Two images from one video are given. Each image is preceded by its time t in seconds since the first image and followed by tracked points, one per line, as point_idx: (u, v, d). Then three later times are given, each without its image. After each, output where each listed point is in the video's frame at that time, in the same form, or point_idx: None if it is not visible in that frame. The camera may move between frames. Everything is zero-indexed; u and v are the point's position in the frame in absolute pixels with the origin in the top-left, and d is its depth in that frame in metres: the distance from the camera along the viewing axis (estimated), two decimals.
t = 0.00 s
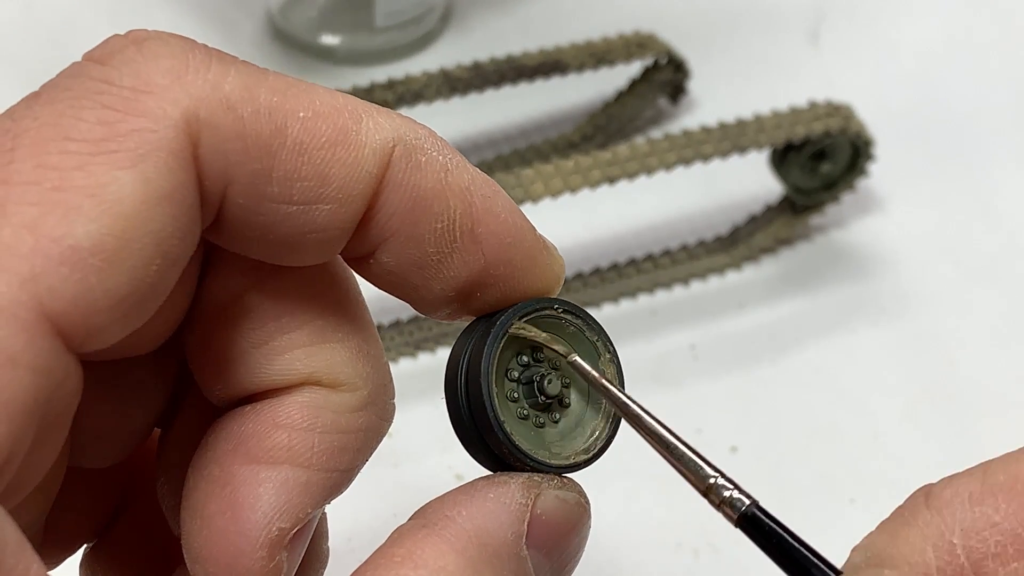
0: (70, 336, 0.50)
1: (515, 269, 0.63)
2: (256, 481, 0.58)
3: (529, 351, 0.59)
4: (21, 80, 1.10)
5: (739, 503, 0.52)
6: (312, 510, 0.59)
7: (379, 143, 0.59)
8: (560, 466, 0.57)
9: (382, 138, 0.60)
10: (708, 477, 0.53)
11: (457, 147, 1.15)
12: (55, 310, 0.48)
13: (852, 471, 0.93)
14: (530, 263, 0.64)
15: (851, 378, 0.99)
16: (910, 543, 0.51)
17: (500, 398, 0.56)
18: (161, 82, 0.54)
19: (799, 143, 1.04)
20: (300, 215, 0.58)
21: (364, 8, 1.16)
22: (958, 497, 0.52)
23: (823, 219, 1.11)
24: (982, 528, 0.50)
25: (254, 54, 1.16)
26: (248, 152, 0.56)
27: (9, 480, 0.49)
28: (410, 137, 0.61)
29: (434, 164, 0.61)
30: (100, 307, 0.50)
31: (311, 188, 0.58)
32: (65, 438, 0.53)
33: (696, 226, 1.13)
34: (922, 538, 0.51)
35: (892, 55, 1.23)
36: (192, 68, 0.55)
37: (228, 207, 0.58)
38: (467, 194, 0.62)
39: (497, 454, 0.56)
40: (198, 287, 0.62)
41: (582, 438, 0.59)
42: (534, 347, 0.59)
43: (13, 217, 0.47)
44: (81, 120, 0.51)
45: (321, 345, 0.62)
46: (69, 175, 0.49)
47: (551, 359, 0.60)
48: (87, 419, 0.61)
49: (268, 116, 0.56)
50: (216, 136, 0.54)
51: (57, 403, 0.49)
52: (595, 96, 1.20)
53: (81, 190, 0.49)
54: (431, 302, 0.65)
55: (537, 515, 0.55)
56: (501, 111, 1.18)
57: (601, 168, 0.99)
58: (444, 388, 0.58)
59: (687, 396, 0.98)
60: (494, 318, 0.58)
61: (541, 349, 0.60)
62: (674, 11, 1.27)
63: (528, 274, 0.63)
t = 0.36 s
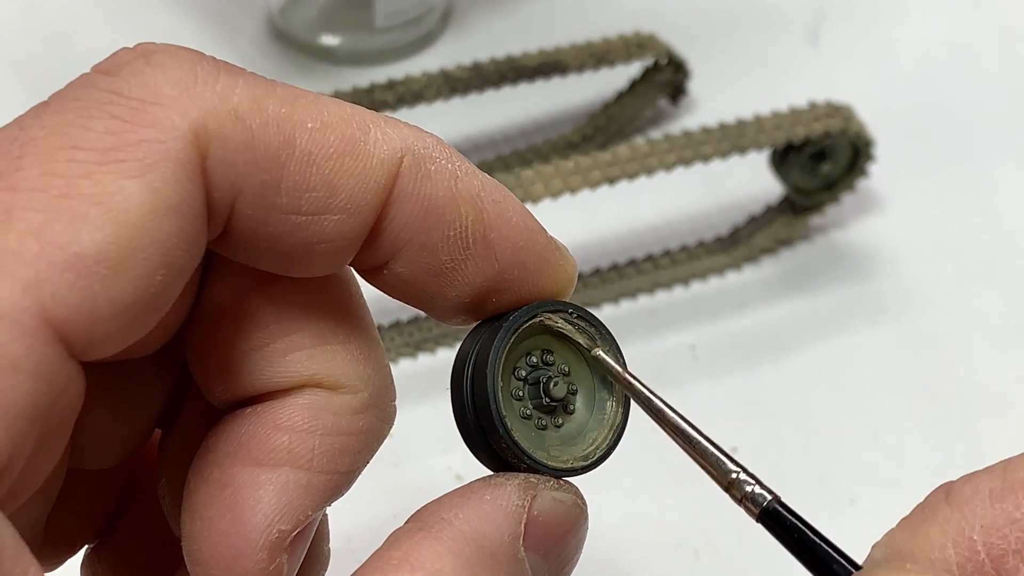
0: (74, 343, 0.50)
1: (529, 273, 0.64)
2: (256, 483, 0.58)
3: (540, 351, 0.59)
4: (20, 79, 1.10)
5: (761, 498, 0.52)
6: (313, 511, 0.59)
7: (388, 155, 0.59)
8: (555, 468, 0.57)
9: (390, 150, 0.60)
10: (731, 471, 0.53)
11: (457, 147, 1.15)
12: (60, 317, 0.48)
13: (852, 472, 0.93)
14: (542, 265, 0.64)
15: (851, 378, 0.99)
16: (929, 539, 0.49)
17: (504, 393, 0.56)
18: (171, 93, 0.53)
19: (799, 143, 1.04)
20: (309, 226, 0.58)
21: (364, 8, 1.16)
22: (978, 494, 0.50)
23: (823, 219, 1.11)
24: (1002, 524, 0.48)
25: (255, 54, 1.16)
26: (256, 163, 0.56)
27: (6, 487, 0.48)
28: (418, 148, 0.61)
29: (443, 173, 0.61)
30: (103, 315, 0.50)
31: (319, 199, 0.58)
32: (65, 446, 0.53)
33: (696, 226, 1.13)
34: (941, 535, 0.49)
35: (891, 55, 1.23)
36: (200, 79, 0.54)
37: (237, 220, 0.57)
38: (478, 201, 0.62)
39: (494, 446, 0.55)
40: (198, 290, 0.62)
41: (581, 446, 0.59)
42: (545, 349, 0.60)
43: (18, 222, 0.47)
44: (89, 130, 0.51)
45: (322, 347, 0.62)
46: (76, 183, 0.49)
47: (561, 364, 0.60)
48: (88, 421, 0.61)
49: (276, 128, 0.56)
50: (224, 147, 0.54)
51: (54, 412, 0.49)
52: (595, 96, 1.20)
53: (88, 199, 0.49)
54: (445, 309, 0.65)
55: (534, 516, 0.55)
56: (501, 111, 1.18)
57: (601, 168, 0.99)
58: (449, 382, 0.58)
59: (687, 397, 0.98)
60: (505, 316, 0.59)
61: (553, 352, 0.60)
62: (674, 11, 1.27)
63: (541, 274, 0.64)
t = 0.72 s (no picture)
0: (76, 345, 0.50)
1: (537, 272, 0.64)
2: (256, 482, 0.58)
3: (546, 349, 0.60)
4: (21, 79, 1.10)
5: (799, 499, 0.53)
6: (312, 511, 0.59)
7: (392, 159, 0.60)
8: (547, 466, 0.57)
9: (395, 154, 0.60)
10: (769, 472, 0.54)
11: (457, 147, 1.15)
12: (62, 318, 0.48)
13: (852, 471, 0.93)
14: (548, 264, 0.64)
15: (851, 378, 0.99)
16: (963, 541, 0.49)
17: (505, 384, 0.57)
18: (175, 99, 0.54)
19: (800, 143, 1.04)
20: (314, 230, 0.59)
21: (364, 7, 1.17)
22: (1012, 494, 0.50)
23: (823, 219, 1.11)
24: None
25: (255, 54, 1.16)
26: (260, 168, 0.56)
27: (10, 485, 0.49)
28: (422, 151, 0.61)
29: (448, 176, 0.62)
30: (104, 318, 0.50)
31: (324, 204, 0.58)
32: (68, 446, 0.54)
33: (696, 226, 1.13)
34: (975, 536, 0.49)
35: (892, 55, 1.23)
36: (204, 84, 0.55)
37: (242, 224, 0.58)
38: (484, 203, 0.63)
39: (488, 436, 0.55)
40: (198, 291, 0.62)
41: (576, 448, 0.58)
42: (550, 348, 0.60)
43: (22, 223, 0.48)
44: (94, 134, 0.51)
45: (322, 346, 0.62)
46: (80, 186, 0.49)
47: (565, 365, 0.60)
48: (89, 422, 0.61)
49: (280, 132, 0.57)
50: (229, 152, 0.55)
51: (63, 410, 0.50)
52: (595, 96, 1.20)
53: (92, 202, 0.49)
54: (455, 311, 0.65)
55: (528, 513, 0.55)
56: (501, 111, 1.18)
57: (601, 168, 0.99)
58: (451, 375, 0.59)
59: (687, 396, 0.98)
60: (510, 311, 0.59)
61: (558, 353, 0.60)
62: (674, 11, 1.27)
63: (549, 274, 0.64)
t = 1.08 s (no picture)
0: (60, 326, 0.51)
1: (548, 244, 0.64)
2: (258, 480, 0.60)
3: (545, 324, 0.59)
4: (22, 79, 1.10)
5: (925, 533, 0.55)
6: (314, 507, 0.61)
7: (388, 146, 0.61)
8: (506, 423, 0.56)
9: (390, 140, 0.61)
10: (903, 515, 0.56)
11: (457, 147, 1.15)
12: (47, 302, 0.50)
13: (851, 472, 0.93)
14: (561, 241, 0.64)
15: (850, 378, 0.99)
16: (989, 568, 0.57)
17: (491, 338, 0.57)
18: (166, 94, 0.56)
19: (800, 143, 1.04)
20: (311, 218, 0.60)
21: (364, 7, 1.17)
22: None
23: (823, 219, 1.11)
24: None
25: (256, 54, 1.16)
26: (254, 160, 0.58)
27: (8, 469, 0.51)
28: (417, 135, 0.62)
29: (445, 156, 0.63)
30: (91, 306, 0.52)
31: (321, 191, 0.60)
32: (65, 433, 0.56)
33: (696, 227, 1.13)
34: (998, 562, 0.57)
35: (892, 55, 1.23)
36: (195, 80, 0.57)
37: (241, 215, 0.60)
38: (485, 181, 0.64)
39: (456, 375, 0.56)
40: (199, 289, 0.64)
41: (544, 423, 0.57)
42: (552, 324, 0.59)
43: (10, 206, 0.50)
44: (86, 126, 0.53)
45: (321, 342, 0.63)
46: (71, 173, 0.51)
47: (559, 347, 0.59)
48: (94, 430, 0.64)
49: (273, 122, 0.58)
50: (222, 145, 0.57)
51: (51, 400, 0.52)
52: (595, 96, 1.20)
53: (82, 190, 0.51)
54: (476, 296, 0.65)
55: (483, 473, 0.55)
56: (501, 112, 1.18)
57: (601, 168, 0.99)
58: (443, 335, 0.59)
59: (686, 395, 0.98)
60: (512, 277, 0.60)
61: (558, 335, 0.59)
62: (674, 11, 1.27)
63: (559, 245, 0.64)
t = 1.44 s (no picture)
0: (95, 358, 0.51)
1: (580, 275, 0.65)
2: (274, 495, 0.61)
3: (565, 348, 0.59)
4: (20, 79, 1.09)
5: (834, 558, 0.52)
6: (329, 524, 0.62)
7: (425, 180, 0.62)
8: (517, 440, 0.55)
9: (427, 174, 0.62)
10: (803, 533, 0.53)
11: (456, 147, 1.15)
12: (85, 331, 0.50)
13: (851, 472, 0.94)
14: (590, 266, 0.65)
15: (850, 378, 0.99)
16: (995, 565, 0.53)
17: (512, 355, 0.57)
18: (208, 127, 0.56)
19: (799, 143, 1.04)
20: (348, 250, 0.61)
21: (364, 7, 1.16)
22: None
23: (823, 218, 1.11)
24: None
25: (255, 54, 1.15)
26: (294, 192, 0.59)
27: (35, 492, 0.51)
28: (454, 169, 0.63)
29: (482, 189, 0.63)
30: (126, 335, 0.52)
31: (358, 225, 0.61)
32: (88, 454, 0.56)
33: (696, 226, 1.13)
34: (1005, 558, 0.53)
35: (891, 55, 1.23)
36: (238, 113, 0.58)
37: (276, 246, 0.60)
38: (521, 214, 0.64)
39: (475, 387, 0.55)
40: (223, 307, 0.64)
41: (551, 445, 0.57)
42: (571, 349, 0.59)
43: (53, 235, 0.49)
44: (128, 156, 0.53)
45: (341, 360, 0.64)
46: (112, 205, 0.51)
47: (578, 374, 0.59)
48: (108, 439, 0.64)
49: (313, 156, 0.59)
50: (264, 178, 0.57)
51: (80, 426, 0.51)
52: (595, 96, 1.20)
53: (124, 222, 0.51)
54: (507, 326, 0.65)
55: (496, 491, 0.55)
56: (500, 111, 1.18)
57: (601, 168, 0.98)
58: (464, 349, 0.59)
59: (687, 395, 0.98)
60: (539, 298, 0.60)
61: (578, 362, 0.59)
62: (674, 11, 1.27)
63: (591, 276, 0.65)
